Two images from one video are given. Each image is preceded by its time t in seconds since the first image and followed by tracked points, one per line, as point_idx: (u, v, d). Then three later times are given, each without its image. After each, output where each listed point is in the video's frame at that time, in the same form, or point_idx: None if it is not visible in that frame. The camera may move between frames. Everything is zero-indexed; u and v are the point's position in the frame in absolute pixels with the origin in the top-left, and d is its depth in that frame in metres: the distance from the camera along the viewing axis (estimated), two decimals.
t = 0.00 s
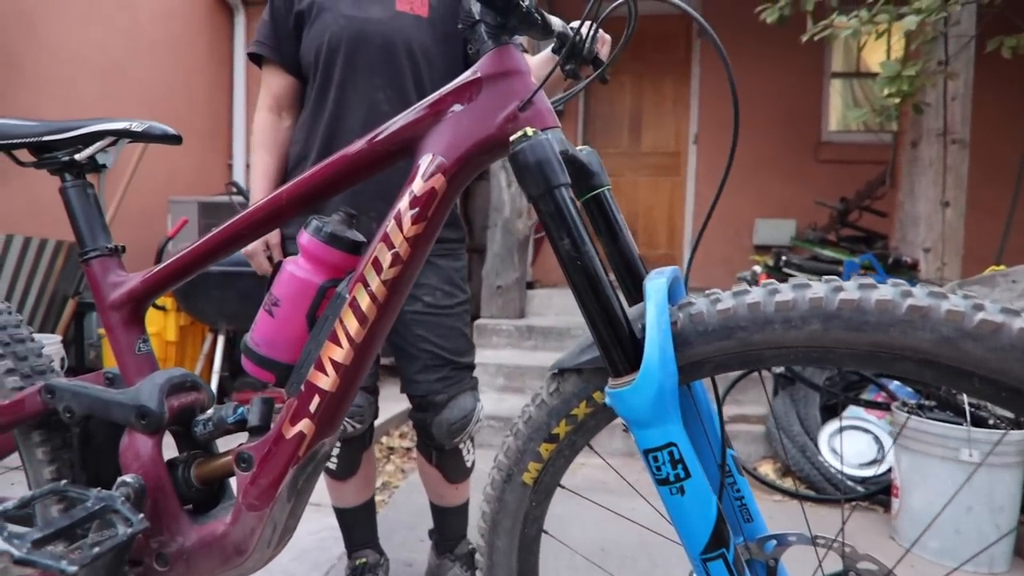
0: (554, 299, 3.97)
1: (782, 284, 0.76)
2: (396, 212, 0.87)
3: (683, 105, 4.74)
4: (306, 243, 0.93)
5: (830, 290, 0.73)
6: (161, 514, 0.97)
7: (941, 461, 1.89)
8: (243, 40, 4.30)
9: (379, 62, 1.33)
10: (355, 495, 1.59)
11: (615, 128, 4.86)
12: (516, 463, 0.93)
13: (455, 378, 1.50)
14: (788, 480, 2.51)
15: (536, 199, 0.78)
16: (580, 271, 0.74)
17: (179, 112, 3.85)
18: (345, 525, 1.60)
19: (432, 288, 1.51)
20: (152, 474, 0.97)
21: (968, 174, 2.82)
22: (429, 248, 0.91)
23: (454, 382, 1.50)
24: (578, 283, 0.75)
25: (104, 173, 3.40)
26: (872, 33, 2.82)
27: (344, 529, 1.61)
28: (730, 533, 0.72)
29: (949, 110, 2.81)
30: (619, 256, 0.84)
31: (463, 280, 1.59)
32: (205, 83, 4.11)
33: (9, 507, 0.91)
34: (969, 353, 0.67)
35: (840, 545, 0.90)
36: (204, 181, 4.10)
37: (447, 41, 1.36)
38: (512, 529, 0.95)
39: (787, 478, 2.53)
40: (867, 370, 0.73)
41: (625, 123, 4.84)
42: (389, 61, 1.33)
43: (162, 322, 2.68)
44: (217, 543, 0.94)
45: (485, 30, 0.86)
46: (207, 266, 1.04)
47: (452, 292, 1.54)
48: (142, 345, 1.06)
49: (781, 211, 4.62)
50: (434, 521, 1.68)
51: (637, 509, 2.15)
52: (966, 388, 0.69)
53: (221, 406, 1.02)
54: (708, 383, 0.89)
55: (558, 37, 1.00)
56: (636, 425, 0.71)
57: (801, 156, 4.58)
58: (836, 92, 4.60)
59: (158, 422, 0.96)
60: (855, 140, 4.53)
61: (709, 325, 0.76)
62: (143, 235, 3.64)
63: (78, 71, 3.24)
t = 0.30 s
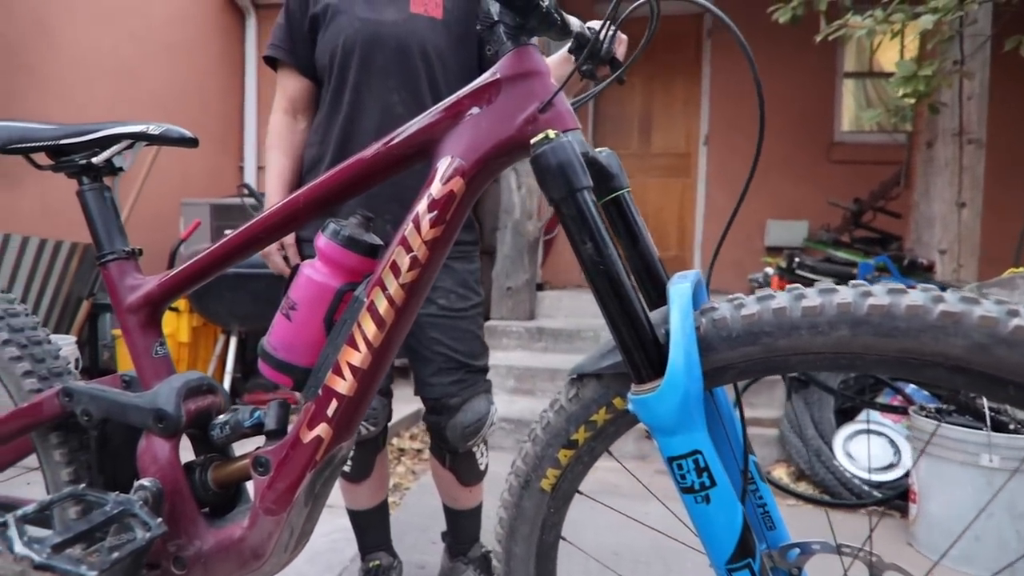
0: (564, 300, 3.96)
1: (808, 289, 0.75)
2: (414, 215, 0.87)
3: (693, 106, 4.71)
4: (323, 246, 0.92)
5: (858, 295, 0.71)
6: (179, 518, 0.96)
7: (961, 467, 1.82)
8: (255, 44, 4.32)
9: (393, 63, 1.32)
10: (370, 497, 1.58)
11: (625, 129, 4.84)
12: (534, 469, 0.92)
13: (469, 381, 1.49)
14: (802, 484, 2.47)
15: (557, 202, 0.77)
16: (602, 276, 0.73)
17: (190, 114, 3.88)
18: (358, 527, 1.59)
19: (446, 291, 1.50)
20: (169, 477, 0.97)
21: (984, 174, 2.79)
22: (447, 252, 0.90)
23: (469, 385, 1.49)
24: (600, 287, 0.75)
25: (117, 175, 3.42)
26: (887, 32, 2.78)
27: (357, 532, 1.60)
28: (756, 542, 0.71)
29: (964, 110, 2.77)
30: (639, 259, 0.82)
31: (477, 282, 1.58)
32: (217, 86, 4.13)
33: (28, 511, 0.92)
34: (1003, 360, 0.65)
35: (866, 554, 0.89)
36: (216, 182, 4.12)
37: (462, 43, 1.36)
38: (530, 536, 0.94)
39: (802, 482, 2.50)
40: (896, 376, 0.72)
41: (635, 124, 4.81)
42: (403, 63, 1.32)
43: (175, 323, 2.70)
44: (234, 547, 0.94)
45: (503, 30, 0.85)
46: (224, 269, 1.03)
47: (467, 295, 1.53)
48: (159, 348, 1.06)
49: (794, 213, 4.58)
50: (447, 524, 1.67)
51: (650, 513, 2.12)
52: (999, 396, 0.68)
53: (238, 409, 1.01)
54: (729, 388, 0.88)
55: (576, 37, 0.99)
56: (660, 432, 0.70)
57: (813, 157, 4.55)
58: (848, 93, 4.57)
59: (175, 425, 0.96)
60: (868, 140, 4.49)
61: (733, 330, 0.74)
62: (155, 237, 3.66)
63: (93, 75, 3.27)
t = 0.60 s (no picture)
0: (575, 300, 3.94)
1: (834, 291, 0.73)
2: (433, 214, 0.86)
3: (705, 105, 4.67)
4: (341, 245, 0.92)
5: (886, 299, 0.70)
6: (195, 516, 0.96)
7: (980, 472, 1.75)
8: (268, 42, 4.33)
9: (409, 60, 1.31)
10: (382, 496, 1.57)
11: (636, 127, 4.81)
12: (550, 472, 0.91)
13: (482, 381, 1.48)
14: (816, 487, 2.44)
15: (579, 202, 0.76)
16: (625, 278, 0.72)
17: (202, 112, 3.89)
18: (370, 526, 1.58)
19: (460, 290, 1.49)
20: (185, 476, 0.96)
21: (1003, 174, 2.74)
22: (464, 251, 0.90)
23: (482, 385, 1.48)
24: (623, 289, 0.73)
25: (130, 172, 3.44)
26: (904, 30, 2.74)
27: (369, 531, 1.59)
28: (779, 549, 0.70)
29: (983, 109, 2.71)
30: (659, 260, 0.81)
31: (491, 282, 1.57)
32: (230, 84, 4.15)
33: (46, 508, 0.91)
34: None
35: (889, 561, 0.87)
36: (228, 179, 4.14)
37: (477, 41, 1.35)
38: (546, 539, 0.93)
39: (815, 485, 2.47)
40: (924, 382, 0.70)
41: (646, 122, 4.78)
42: (419, 60, 1.31)
43: (187, 320, 2.71)
44: (250, 546, 0.94)
45: (523, 27, 0.84)
46: (242, 268, 1.03)
47: (480, 294, 1.52)
48: (176, 346, 1.06)
49: (807, 213, 4.54)
50: (459, 524, 1.66)
51: (661, 515, 2.10)
52: None
53: (253, 408, 1.01)
54: (749, 393, 0.86)
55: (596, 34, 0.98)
56: (684, 437, 0.69)
57: (826, 156, 4.50)
58: (863, 91, 4.52)
59: (192, 423, 0.96)
60: (883, 139, 4.44)
61: (756, 333, 0.73)
62: (168, 234, 3.68)
63: (107, 72, 3.29)
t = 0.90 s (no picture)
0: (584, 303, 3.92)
1: (862, 300, 0.72)
2: (453, 219, 0.86)
3: (716, 108, 4.63)
4: (359, 250, 0.91)
5: (917, 308, 0.68)
6: (212, 521, 0.96)
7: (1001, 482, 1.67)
8: (279, 44, 4.35)
9: (424, 63, 1.31)
10: (395, 500, 1.56)
11: (645, 129, 4.78)
12: (569, 480, 0.90)
13: (495, 385, 1.47)
14: (829, 493, 2.41)
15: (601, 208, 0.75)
16: (649, 285, 0.72)
17: (213, 114, 3.91)
18: (381, 530, 1.57)
19: (473, 294, 1.48)
20: (203, 481, 0.96)
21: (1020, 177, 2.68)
22: (482, 257, 0.90)
23: (494, 390, 1.47)
24: (647, 297, 0.73)
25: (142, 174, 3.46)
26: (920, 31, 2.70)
27: (380, 535, 1.58)
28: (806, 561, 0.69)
29: (999, 111, 2.65)
30: (681, 266, 0.80)
31: (504, 285, 1.56)
32: (241, 86, 4.17)
33: (66, 514, 0.90)
34: None
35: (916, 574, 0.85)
36: (239, 181, 4.15)
37: (492, 44, 1.34)
38: (564, 547, 0.92)
39: (829, 491, 2.44)
40: (955, 392, 0.69)
41: (656, 124, 4.75)
42: (434, 63, 1.31)
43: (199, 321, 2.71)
44: (266, 552, 0.93)
45: (545, 31, 0.84)
46: (259, 272, 1.03)
47: (494, 297, 1.51)
48: (192, 350, 1.06)
49: (819, 216, 4.50)
50: (471, 528, 1.65)
51: (672, 521, 2.08)
52: None
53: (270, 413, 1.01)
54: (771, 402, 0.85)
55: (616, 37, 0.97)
56: (709, 448, 0.68)
57: (838, 159, 4.47)
58: (876, 93, 4.48)
59: (210, 428, 0.96)
60: (896, 141, 4.40)
61: (782, 342, 0.72)
62: (179, 234, 3.70)
63: (121, 75, 3.32)
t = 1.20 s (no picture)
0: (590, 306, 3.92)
1: (879, 308, 0.71)
2: (466, 224, 0.86)
3: (722, 111, 4.61)
4: (371, 254, 0.91)
5: (934, 317, 0.68)
6: (223, 524, 0.96)
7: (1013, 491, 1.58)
8: (287, 47, 4.38)
9: (433, 67, 1.31)
10: (402, 503, 1.56)
11: (651, 132, 4.77)
12: (580, 486, 0.90)
13: (503, 389, 1.47)
14: (836, 498, 2.39)
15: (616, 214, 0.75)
16: (664, 292, 0.72)
17: (221, 116, 3.93)
18: (388, 532, 1.56)
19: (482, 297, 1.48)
20: (214, 484, 0.97)
21: None
22: (493, 262, 0.90)
23: (503, 393, 1.46)
24: (662, 304, 0.73)
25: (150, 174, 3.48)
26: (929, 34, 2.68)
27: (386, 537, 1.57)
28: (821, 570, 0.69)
29: (1010, 115, 2.57)
30: (695, 272, 0.80)
31: (512, 289, 1.55)
32: (249, 88, 4.19)
33: (81, 516, 0.89)
34: None
35: None
36: (246, 181, 4.17)
37: (501, 48, 1.34)
38: (574, 553, 0.92)
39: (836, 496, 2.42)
40: (973, 402, 0.68)
41: (662, 127, 4.74)
42: (444, 67, 1.31)
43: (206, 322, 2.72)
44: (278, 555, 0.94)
45: (559, 36, 0.84)
46: (271, 276, 1.03)
47: (502, 301, 1.50)
48: (204, 353, 1.06)
49: (825, 219, 4.49)
50: (477, 531, 1.65)
51: (678, 524, 2.07)
52: None
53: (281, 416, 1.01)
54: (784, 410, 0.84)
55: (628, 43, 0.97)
56: (725, 456, 0.68)
57: (845, 162, 4.45)
58: (884, 97, 4.46)
59: (221, 431, 0.96)
60: (904, 144, 4.38)
61: (797, 351, 0.71)
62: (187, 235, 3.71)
63: (130, 77, 3.34)
